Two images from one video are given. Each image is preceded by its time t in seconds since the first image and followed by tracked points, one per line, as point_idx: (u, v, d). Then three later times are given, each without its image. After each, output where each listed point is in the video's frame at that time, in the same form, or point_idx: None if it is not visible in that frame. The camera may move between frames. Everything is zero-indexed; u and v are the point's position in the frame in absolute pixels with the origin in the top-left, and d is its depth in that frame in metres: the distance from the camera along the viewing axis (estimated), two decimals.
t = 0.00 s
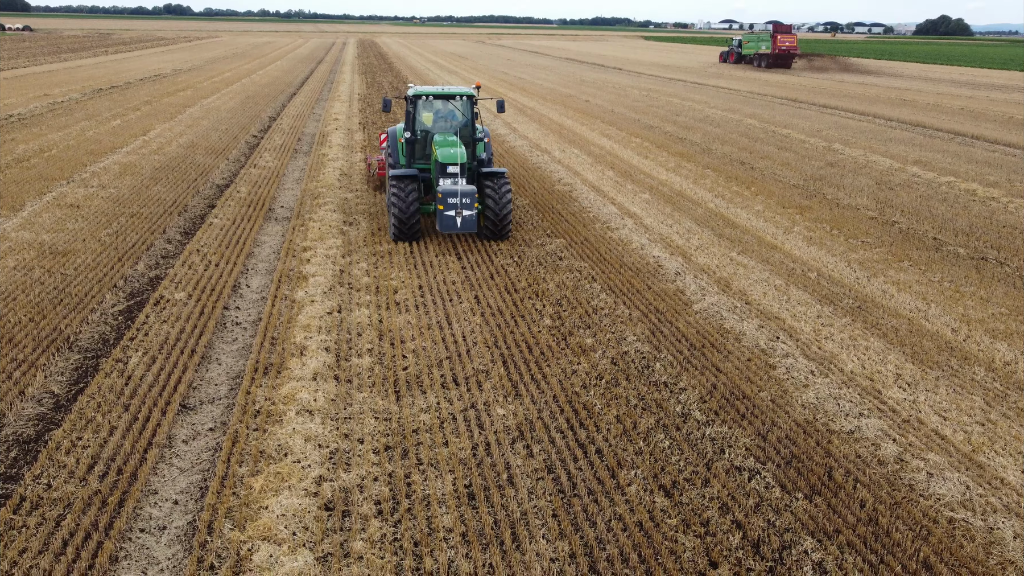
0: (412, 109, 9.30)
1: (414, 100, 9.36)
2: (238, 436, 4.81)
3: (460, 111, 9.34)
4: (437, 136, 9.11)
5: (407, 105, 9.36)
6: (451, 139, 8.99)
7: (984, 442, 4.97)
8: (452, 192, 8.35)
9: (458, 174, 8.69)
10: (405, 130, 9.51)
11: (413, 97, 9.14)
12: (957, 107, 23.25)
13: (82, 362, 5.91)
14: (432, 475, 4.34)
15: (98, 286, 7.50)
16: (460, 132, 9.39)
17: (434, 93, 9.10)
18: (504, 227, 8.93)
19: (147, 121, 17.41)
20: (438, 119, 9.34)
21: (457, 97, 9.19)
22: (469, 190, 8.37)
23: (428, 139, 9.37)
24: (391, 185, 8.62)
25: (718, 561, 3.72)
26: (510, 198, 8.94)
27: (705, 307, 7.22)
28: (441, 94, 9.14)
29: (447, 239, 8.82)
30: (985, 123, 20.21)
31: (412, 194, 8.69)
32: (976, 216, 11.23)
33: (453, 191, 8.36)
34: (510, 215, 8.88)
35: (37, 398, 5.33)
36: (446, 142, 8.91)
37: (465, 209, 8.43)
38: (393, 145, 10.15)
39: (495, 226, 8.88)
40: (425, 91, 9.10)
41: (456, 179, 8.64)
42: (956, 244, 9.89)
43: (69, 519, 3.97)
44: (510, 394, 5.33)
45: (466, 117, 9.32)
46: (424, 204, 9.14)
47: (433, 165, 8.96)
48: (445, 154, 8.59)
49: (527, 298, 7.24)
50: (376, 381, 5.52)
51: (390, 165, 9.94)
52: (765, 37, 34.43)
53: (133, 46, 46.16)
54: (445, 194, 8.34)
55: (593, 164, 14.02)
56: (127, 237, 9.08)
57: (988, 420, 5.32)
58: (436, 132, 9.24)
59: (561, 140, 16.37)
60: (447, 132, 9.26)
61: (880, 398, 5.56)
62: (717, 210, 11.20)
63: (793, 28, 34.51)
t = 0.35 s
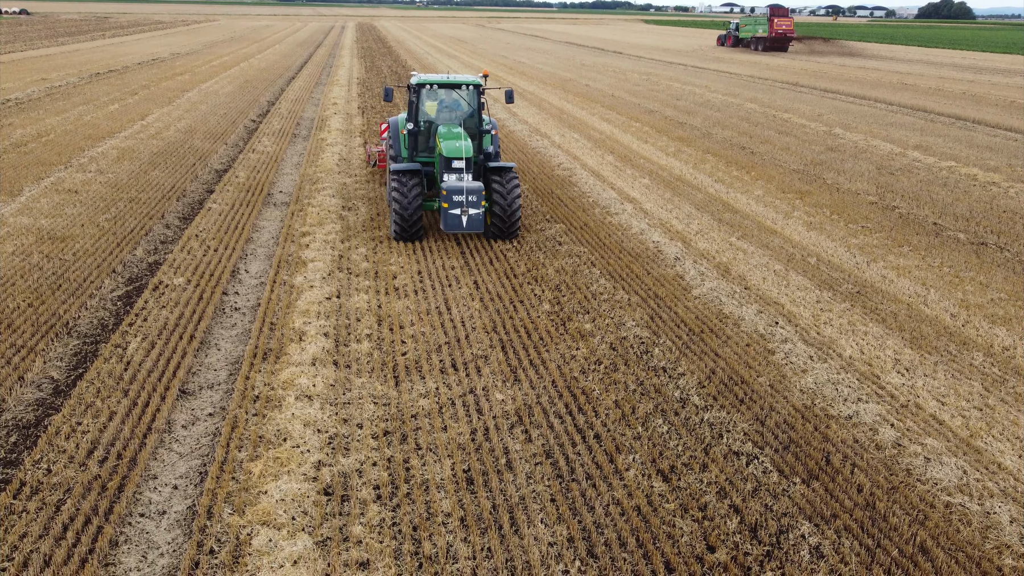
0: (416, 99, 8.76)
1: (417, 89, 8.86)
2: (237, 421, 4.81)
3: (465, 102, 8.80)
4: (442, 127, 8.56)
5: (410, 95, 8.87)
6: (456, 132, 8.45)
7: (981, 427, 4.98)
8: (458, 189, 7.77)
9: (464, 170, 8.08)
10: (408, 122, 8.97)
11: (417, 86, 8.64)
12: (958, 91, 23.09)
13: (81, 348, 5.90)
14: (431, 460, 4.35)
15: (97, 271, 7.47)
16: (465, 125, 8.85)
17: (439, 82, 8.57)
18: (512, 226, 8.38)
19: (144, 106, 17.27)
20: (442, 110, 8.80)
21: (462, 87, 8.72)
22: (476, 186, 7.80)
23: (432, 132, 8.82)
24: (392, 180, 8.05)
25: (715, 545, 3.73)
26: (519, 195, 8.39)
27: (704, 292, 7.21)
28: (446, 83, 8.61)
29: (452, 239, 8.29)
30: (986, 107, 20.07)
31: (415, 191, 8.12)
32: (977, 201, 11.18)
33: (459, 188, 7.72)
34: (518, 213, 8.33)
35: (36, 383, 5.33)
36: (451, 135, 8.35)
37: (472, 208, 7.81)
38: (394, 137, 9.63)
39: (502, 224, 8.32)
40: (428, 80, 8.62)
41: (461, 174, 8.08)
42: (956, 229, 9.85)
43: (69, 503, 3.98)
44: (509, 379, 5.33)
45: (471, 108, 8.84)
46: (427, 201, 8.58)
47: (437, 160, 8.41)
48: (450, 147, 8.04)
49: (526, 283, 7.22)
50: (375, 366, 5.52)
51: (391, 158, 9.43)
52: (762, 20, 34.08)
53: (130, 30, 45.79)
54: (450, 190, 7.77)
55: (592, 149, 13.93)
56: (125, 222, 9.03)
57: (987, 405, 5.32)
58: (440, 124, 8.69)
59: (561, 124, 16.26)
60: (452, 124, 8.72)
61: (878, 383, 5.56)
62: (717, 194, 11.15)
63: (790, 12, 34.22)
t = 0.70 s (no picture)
0: (417, 90, 8.06)
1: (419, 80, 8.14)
2: (237, 408, 4.82)
3: (469, 92, 8.10)
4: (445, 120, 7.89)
5: (411, 86, 8.16)
6: (461, 125, 7.78)
7: (979, 413, 5.00)
8: (463, 188, 7.16)
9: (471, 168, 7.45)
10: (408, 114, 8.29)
11: (418, 77, 7.94)
12: (960, 76, 22.93)
13: (81, 335, 5.89)
14: (430, 446, 4.36)
15: (96, 258, 7.45)
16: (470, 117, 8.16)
17: (441, 72, 7.85)
18: (520, 225, 7.82)
19: (142, 92, 17.14)
20: (445, 101, 8.10)
21: (467, 77, 8.00)
22: (483, 184, 7.19)
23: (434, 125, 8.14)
24: (394, 180, 7.43)
25: (713, 531, 3.74)
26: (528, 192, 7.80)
27: (703, 279, 7.20)
28: (449, 73, 7.90)
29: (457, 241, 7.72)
30: (988, 93, 19.95)
31: (418, 190, 7.49)
32: (977, 187, 11.14)
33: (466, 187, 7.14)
34: (527, 211, 7.75)
35: (36, 370, 5.32)
36: (455, 128, 7.68)
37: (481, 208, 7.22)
38: (395, 130, 8.93)
39: (510, 223, 7.76)
40: (430, 69, 7.90)
41: (467, 172, 7.45)
42: (956, 216, 9.83)
43: (69, 490, 3.98)
44: (508, 366, 5.33)
45: (476, 99, 8.17)
46: (430, 199, 7.97)
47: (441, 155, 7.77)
48: (455, 142, 7.38)
49: (525, 270, 7.19)
50: (374, 353, 5.52)
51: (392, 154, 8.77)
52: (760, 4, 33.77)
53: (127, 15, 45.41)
54: (456, 189, 7.15)
55: (593, 135, 13.85)
56: (124, 209, 8.99)
57: (985, 391, 5.33)
58: (443, 117, 8.01)
59: (561, 110, 16.16)
60: (456, 116, 8.04)
61: (877, 369, 5.57)
62: (717, 181, 11.10)
63: None
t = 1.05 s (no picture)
0: (421, 81, 7.51)
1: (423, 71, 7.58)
2: (237, 392, 4.83)
3: (477, 83, 7.56)
4: (452, 114, 7.36)
5: (414, 77, 7.60)
6: (468, 120, 7.25)
7: (977, 397, 5.01)
8: (474, 188, 6.60)
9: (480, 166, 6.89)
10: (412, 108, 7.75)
11: (422, 67, 7.38)
12: (962, 60, 22.75)
13: (81, 319, 5.89)
14: (430, 431, 4.37)
15: (95, 242, 7.42)
16: (477, 110, 7.63)
17: (448, 61, 7.31)
18: (532, 227, 7.25)
19: (140, 75, 16.98)
20: (451, 93, 7.56)
21: (475, 68, 7.44)
22: (494, 183, 6.63)
23: (440, 120, 7.59)
24: (398, 179, 6.90)
25: (711, 515, 3.75)
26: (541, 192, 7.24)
27: (703, 264, 7.18)
28: (456, 63, 7.34)
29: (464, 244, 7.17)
30: (989, 77, 19.81)
31: (424, 189, 6.95)
32: (978, 172, 11.09)
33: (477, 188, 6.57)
34: (540, 212, 7.19)
35: (36, 355, 5.32)
36: (463, 123, 7.15)
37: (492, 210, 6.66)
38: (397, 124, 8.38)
39: (521, 226, 7.20)
40: (435, 60, 7.33)
41: (476, 170, 6.90)
42: (956, 200, 9.79)
43: (71, 474, 3.99)
44: (507, 350, 5.34)
45: (484, 90, 7.62)
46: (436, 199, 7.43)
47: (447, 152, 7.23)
48: (463, 138, 6.85)
49: (525, 255, 7.17)
50: (374, 337, 5.51)
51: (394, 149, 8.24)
52: None
53: None
54: (465, 189, 6.58)
55: (592, 119, 13.75)
56: (123, 194, 8.94)
57: (983, 375, 5.35)
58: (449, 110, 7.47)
59: (561, 94, 16.03)
60: (463, 110, 7.50)
61: (876, 354, 5.58)
62: (717, 166, 11.03)
63: None
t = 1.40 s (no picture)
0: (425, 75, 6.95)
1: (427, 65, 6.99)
2: (237, 379, 4.83)
3: (485, 77, 6.99)
4: (459, 111, 6.81)
5: (418, 72, 7.04)
6: (476, 117, 6.70)
7: (975, 384, 5.03)
8: (483, 193, 6.13)
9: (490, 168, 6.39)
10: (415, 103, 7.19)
11: (426, 61, 6.81)
12: (963, 46, 22.59)
13: (80, 306, 5.87)
14: (429, 417, 4.38)
15: (94, 229, 7.39)
16: (485, 106, 7.08)
17: (455, 54, 6.75)
18: (545, 232, 6.81)
19: (138, 62, 16.84)
20: (457, 87, 6.99)
21: (483, 61, 6.85)
22: (507, 188, 6.17)
23: (446, 117, 7.04)
24: (403, 182, 6.46)
25: (710, 501, 3.77)
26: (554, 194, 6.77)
27: (702, 251, 7.16)
28: (463, 56, 6.77)
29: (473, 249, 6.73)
30: (991, 63, 19.68)
31: (430, 192, 6.50)
32: (979, 159, 11.04)
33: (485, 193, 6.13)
34: (553, 217, 6.74)
35: (36, 341, 5.31)
36: (471, 121, 6.61)
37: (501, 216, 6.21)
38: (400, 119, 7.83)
39: (533, 230, 6.75)
40: (441, 54, 6.74)
41: (486, 172, 6.39)
42: (957, 188, 9.75)
43: (72, 461, 4.00)
44: (506, 337, 5.33)
45: (492, 84, 7.04)
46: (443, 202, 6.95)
47: (455, 151, 6.71)
48: (472, 139, 6.32)
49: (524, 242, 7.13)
50: (374, 324, 5.51)
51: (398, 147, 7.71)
52: None
53: None
54: (475, 194, 6.12)
55: (592, 106, 13.66)
56: (122, 181, 8.89)
57: (982, 362, 5.35)
58: (456, 107, 6.93)
59: (561, 81, 15.92)
60: (470, 106, 6.95)
61: (875, 341, 5.58)
62: (717, 153, 10.97)
63: None
